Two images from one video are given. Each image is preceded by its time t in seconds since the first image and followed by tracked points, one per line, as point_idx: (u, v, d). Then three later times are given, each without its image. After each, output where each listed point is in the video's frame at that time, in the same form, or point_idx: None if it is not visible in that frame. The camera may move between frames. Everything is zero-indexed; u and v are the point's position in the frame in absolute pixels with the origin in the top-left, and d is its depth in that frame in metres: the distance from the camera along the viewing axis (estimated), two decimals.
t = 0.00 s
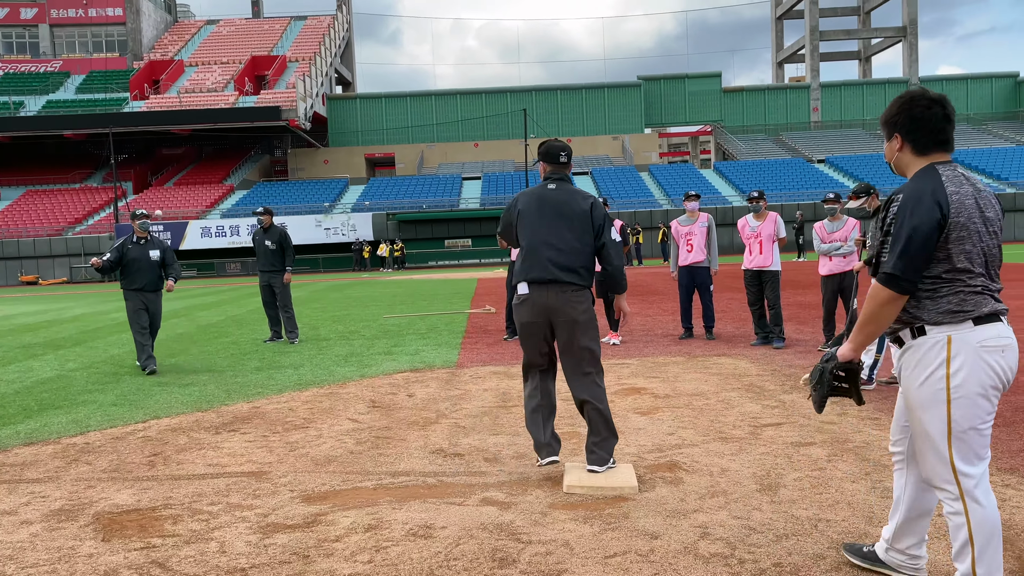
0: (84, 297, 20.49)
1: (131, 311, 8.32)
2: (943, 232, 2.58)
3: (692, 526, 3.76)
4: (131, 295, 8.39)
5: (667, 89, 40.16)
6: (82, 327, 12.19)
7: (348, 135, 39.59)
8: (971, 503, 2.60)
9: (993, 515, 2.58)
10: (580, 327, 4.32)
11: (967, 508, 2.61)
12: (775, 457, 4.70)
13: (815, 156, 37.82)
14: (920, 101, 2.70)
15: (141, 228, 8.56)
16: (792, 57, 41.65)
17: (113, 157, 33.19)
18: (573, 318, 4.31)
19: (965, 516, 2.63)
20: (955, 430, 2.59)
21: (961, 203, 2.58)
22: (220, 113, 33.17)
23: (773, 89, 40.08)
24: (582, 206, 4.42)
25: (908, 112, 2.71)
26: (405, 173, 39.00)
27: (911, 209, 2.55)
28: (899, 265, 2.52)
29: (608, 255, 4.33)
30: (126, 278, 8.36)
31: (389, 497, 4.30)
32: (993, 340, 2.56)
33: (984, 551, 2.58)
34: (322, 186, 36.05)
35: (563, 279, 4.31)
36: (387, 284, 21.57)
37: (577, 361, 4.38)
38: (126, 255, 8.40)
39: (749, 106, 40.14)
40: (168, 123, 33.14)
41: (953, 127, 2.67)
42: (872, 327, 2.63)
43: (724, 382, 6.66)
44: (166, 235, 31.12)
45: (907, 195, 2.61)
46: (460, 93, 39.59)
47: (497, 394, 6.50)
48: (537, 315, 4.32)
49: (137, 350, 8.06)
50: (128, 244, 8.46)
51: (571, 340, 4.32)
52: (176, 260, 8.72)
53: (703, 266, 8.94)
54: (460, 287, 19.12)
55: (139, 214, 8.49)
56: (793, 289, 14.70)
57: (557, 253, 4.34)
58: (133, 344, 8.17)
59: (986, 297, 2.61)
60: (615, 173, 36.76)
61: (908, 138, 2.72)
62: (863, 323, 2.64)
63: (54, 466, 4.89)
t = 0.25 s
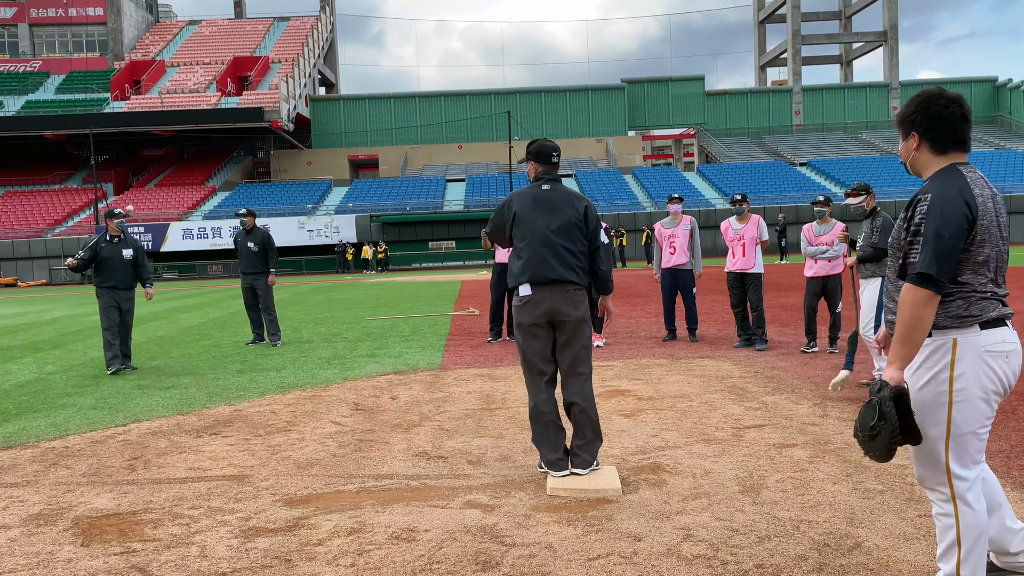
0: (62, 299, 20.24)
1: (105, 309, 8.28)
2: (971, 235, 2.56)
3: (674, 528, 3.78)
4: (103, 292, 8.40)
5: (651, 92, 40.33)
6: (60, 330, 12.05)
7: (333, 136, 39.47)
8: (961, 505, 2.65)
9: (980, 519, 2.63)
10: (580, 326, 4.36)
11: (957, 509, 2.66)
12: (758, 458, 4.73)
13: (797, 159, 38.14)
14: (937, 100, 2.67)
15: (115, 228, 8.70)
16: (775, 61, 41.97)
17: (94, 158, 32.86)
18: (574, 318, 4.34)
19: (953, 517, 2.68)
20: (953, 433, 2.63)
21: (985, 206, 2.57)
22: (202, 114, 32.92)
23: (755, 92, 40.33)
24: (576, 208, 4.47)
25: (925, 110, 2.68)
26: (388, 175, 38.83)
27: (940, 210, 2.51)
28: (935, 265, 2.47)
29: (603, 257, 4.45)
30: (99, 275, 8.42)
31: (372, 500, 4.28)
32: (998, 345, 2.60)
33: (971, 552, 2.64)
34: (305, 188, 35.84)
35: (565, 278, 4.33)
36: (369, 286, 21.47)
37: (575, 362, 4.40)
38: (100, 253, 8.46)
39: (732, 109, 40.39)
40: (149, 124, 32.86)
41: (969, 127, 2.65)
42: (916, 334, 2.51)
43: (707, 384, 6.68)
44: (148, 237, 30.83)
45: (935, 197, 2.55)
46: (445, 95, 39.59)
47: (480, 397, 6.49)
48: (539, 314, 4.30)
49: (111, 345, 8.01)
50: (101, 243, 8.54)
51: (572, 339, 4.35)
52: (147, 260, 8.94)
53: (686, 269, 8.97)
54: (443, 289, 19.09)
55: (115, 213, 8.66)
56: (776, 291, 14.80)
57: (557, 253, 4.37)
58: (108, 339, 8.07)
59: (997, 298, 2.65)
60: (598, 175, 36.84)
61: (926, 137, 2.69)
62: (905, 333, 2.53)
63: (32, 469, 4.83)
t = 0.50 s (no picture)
0: (47, 302, 20.04)
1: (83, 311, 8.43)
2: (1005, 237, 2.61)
3: (664, 529, 3.79)
4: (82, 295, 8.49)
5: (640, 95, 40.45)
6: (46, 332, 11.96)
7: (321, 138, 39.33)
8: (955, 499, 2.67)
9: (972, 514, 2.66)
10: (573, 330, 4.45)
11: (948, 502, 2.69)
12: (747, 460, 4.75)
13: (785, 161, 38.35)
14: (968, 103, 2.70)
15: (95, 230, 8.68)
16: (763, 64, 42.20)
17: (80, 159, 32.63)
18: (568, 322, 4.42)
19: (945, 511, 2.70)
20: (950, 427, 2.68)
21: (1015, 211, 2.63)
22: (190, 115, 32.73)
23: (743, 95, 40.52)
24: (566, 213, 4.53)
25: (953, 113, 2.71)
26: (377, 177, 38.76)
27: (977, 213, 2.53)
28: (987, 264, 2.47)
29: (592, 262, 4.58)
30: (78, 278, 8.48)
31: (361, 503, 4.27)
32: (1000, 345, 2.64)
33: (962, 547, 2.64)
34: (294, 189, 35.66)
35: (561, 285, 4.40)
36: (357, 288, 21.42)
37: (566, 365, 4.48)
38: (79, 256, 8.47)
39: (720, 112, 40.59)
40: (137, 126, 32.67)
41: (995, 128, 2.69)
42: (979, 333, 2.48)
43: (695, 386, 6.71)
44: (136, 238, 30.63)
45: (973, 206, 2.57)
46: (435, 97, 39.55)
47: (470, 399, 6.49)
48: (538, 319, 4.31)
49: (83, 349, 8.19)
50: (80, 245, 8.53)
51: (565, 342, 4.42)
52: (125, 261, 8.97)
53: (673, 271, 9.01)
54: (432, 291, 19.07)
55: (95, 215, 8.64)
56: (764, 293, 14.86)
57: (553, 259, 4.42)
58: (79, 344, 8.25)
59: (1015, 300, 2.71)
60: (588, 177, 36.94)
61: (957, 138, 2.72)
62: (969, 334, 2.49)
63: (18, 473, 4.79)
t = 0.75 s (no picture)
0: (40, 303, 19.92)
1: (69, 314, 8.44)
2: None
3: (658, 531, 3.80)
4: (68, 298, 8.49)
5: (634, 97, 40.54)
6: (39, 333, 11.93)
7: (316, 139, 39.27)
8: (964, 500, 2.71)
9: (979, 517, 2.71)
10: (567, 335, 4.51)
11: (958, 501, 2.72)
12: (741, 461, 4.77)
13: (779, 164, 38.47)
14: (996, 111, 2.75)
15: (82, 233, 8.65)
16: (757, 66, 42.33)
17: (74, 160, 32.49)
18: (563, 326, 4.48)
19: (952, 509, 2.73)
20: (977, 433, 2.69)
21: None
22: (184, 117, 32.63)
23: (737, 98, 40.64)
24: (559, 219, 4.57)
25: (978, 119, 2.76)
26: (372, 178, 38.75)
27: (997, 221, 2.58)
28: (1011, 272, 2.53)
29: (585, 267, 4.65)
30: (64, 282, 8.46)
31: (356, 504, 4.27)
32: None
33: (963, 547, 2.70)
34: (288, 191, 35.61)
35: (556, 291, 4.44)
36: (352, 290, 21.38)
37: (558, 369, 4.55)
38: (66, 260, 8.45)
39: (714, 114, 40.70)
40: (130, 127, 32.47)
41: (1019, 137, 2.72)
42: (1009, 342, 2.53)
43: (690, 388, 6.73)
44: (130, 239, 30.54)
45: (988, 208, 2.62)
46: (429, 99, 39.57)
47: (465, 401, 6.50)
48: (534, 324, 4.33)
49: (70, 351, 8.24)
50: (67, 249, 8.48)
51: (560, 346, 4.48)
52: (109, 264, 8.96)
53: (666, 273, 9.04)
54: (427, 293, 19.04)
55: (82, 219, 8.59)
56: (758, 295, 14.91)
57: (548, 266, 4.45)
58: (67, 345, 8.28)
59: None
60: (583, 179, 36.99)
61: (983, 145, 2.76)
62: (998, 342, 2.54)
63: (11, 475, 4.77)
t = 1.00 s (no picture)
0: (39, 305, 19.90)
1: (67, 313, 8.43)
2: None
3: (658, 532, 3.80)
4: (67, 298, 8.50)
5: (634, 98, 40.58)
6: (38, 334, 11.92)
7: (315, 140, 39.26)
8: (985, 496, 2.74)
9: (998, 514, 2.72)
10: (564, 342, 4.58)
11: (978, 498, 2.74)
12: (740, 463, 4.77)
13: (778, 165, 38.51)
14: (1011, 112, 2.76)
15: (81, 233, 8.69)
16: (756, 68, 42.37)
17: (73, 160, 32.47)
18: (561, 334, 4.54)
19: (974, 507, 2.76)
20: (991, 429, 2.69)
21: None
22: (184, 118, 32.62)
23: (737, 99, 40.68)
24: (558, 229, 4.64)
25: (994, 119, 2.77)
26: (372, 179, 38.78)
27: (1007, 217, 2.59)
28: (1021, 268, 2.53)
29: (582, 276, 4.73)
30: (64, 281, 8.47)
31: (355, 505, 4.28)
32: None
33: (988, 543, 2.72)
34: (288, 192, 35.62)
35: (557, 299, 4.52)
36: (352, 291, 21.36)
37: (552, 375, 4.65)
38: (66, 259, 8.46)
39: (714, 116, 40.74)
40: (130, 128, 32.49)
41: None
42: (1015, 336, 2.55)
43: (689, 389, 6.73)
44: (129, 240, 30.53)
45: (999, 205, 2.63)
46: (429, 100, 39.56)
47: (464, 402, 6.50)
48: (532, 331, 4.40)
49: (69, 350, 8.22)
50: (66, 249, 8.51)
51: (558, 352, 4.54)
52: (108, 264, 9.01)
53: (664, 274, 9.05)
54: (426, 294, 19.02)
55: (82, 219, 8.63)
56: (757, 297, 14.91)
57: (549, 276, 4.53)
58: (66, 344, 8.26)
59: None
60: (582, 180, 37.02)
61: (1002, 145, 2.76)
62: (1001, 338, 2.57)
63: (9, 476, 4.77)
